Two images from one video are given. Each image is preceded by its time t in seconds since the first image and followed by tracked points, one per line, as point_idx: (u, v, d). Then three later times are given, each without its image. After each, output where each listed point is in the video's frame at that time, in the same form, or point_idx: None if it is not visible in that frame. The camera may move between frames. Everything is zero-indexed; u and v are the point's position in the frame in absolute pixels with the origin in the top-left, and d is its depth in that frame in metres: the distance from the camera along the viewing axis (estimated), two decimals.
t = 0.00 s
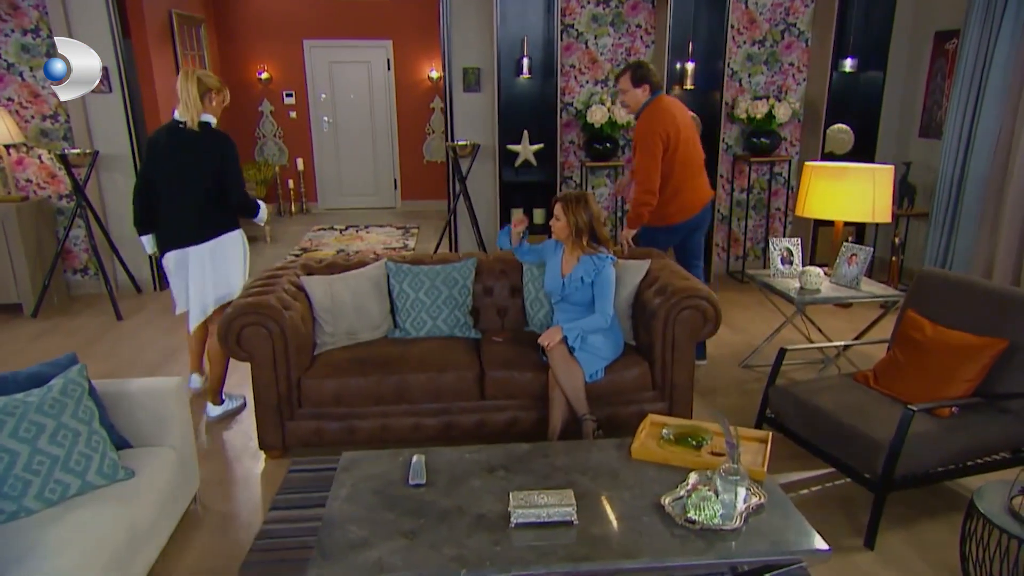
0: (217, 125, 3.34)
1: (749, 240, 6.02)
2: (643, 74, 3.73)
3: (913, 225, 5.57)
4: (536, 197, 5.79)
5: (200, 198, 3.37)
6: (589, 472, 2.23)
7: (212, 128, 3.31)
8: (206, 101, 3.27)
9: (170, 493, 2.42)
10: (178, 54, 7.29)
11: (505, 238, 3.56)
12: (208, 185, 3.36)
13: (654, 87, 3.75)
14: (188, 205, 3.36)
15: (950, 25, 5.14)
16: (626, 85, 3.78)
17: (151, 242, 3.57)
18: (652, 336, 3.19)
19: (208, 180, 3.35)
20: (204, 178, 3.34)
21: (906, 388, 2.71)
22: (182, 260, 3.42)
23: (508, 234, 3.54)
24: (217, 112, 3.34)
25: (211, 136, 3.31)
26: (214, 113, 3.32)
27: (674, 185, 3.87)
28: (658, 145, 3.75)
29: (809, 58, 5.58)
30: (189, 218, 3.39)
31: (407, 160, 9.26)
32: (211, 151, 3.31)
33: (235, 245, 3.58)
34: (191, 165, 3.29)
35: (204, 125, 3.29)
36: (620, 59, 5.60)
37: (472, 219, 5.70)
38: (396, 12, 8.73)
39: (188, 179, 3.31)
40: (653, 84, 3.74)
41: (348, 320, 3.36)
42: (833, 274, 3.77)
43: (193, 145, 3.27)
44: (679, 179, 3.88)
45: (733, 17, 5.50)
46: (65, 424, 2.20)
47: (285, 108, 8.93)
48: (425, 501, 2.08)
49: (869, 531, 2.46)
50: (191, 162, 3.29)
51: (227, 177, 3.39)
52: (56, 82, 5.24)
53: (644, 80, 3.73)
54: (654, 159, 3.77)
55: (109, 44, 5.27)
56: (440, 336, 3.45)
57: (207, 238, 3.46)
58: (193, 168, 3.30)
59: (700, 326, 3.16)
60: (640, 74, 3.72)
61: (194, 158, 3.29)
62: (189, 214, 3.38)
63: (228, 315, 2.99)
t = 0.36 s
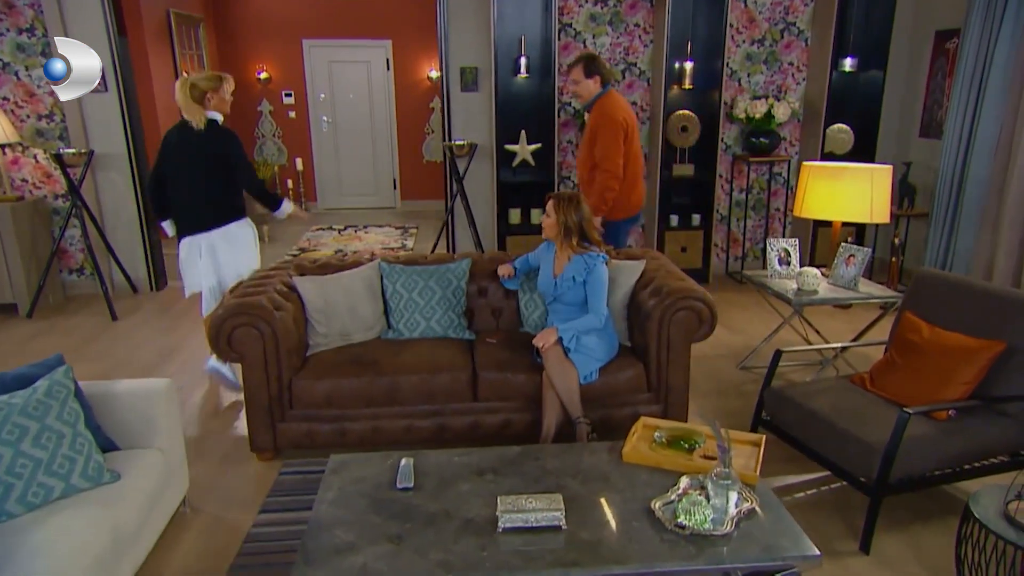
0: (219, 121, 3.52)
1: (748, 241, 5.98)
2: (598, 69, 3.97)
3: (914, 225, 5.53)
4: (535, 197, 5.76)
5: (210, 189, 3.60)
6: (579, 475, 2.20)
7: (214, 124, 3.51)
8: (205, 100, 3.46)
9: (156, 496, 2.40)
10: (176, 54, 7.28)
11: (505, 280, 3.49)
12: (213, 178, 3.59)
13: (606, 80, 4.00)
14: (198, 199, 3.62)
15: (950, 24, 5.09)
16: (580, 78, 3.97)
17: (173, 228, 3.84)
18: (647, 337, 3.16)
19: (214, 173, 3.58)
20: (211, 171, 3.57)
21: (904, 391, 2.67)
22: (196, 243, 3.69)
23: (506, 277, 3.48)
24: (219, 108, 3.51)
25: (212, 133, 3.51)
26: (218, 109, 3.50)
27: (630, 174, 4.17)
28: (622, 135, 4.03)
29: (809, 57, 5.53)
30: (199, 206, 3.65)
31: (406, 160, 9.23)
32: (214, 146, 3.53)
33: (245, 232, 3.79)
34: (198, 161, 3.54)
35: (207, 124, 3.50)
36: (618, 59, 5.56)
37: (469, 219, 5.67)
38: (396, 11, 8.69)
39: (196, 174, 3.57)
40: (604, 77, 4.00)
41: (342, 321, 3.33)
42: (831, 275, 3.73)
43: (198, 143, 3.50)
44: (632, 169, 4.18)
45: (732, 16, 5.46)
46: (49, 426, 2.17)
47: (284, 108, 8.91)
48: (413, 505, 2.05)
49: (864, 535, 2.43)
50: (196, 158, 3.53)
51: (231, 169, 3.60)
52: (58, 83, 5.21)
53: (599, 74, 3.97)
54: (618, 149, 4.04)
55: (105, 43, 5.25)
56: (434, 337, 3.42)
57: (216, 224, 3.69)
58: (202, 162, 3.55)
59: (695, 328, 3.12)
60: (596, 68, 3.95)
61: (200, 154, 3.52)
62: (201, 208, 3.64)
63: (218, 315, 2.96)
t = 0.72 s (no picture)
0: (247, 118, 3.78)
1: (749, 241, 5.93)
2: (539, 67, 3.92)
3: (916, 226, 5.48)
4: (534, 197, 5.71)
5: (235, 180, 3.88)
6: (571, 480, 2.15)
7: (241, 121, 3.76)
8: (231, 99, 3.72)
9: (142, 500, 2.36)
10: (175, 54, 7.25)
11: (502, 283, 3.44)
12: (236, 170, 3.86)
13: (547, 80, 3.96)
14: (222, 187, 3.88)
15: (953, 23, 5.04)
16: (521, 77, 3.95)
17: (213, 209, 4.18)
18: (643, 339, 3.11)
19: (236, 165, 3.84)
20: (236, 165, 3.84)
21: (904, 395, 2.62)
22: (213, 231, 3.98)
23: (503, 280, 3.42)
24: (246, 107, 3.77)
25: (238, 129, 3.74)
26: (243, 107, 3.75)
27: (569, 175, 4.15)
28: (562, 134, 4.02)
29: (810, 55, 5.47)
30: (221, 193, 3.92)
31: (406, 160, 9.19)
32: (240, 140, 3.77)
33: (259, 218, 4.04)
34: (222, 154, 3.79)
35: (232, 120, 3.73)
36: (618, 58, 5.52)
37: (467, 220, 5.62)
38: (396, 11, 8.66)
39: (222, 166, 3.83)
40: (546, 77, 3.97)
41: (335, 322, 3.30)
42: (831, 276, 3.68)
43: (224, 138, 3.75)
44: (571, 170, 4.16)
45: (733, 15, 5.40)
46: (32, 430, 2.14)
47: (284, 108, 8.88)
48: (401, 511, 2.01)
49: (863, 542, 2.38)
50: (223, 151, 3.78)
51: (253, 159, 3.86)
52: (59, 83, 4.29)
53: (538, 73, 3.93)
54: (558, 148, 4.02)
55: (101, 43, 5.23)
56: (429, 339, 3.37)
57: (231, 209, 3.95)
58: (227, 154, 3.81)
59: (692, 329, 3.08)
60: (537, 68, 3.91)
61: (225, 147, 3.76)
62: (224, 196, 3.91)
63: (208, 317, 2.92)
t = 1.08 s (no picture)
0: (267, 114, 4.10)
1: (752, 242, 5.87)
2: (486, 63, 4.01)
3: (922, 226, 5.41)
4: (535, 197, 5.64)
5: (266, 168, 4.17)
6: (566, 487, 2.11)
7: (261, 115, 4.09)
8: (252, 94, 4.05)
9: (130, 505, 2.33)
10: (175, 54, 7.23)
11: (499, 282, 3.40)
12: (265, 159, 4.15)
13: (492, 76, 4.03)
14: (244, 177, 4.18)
15: (959, 21, 4.98)
16: (467, 72, 4.03)
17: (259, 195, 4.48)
18: (642, 341, 3.07)
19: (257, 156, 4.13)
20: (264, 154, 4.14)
21: (907, 400, 2.57)
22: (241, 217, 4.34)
23: (500, 279, 3.38)
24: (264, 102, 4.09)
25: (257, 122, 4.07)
26: (261, 103, 4.06)
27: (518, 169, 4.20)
28: (510, 128, 4.06)
29: (814, 54, 5.41)
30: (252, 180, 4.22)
31: (408, 160, 9.15)
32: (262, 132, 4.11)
33: (269, 211, 4.29)
34: (249, 144, 4.11)
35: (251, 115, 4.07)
36: (619, 57, 5.47)
37: (467, 220, 5.57)
38: (397, 10, 8.62)
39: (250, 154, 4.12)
40: (490, 72, 4.04)
41: (331, 324, 3.25)
42: (833, 278, 3.62)
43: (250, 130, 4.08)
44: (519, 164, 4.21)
45: (736, 14, 5.34)
46: (17, 433, 2.11)
47: (286, 108, 8.86)
48: (391, 518, 1.97)
49: (865, 549, 2.33)
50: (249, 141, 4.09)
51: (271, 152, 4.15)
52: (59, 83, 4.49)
53: (484, 68, 4.01)
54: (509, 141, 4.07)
55: (100, 42, 5.20)
56: (425, 341, 3.33)
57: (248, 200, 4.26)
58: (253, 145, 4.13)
59: (692, 332, 3.03)
60: (483, 63, 4.00)
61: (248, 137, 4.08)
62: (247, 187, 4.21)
63: (201, 319, 2.88)
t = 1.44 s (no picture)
0: (268, 107, 4.21)
1: (758, 242, 5.81)
2: (434, 60, 4.10)
3: (930, 227, 5.33)
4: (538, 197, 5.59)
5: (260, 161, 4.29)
6: (564, 492, 2.06)
7: (260, 110, 4.19)
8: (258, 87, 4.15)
9: (121, 508, 2.29)
10: (179, 52, 7.21)
11: (499, 283, 3.36)
12: (263, 151, 4.27)
13: (441, 75, 4.10)
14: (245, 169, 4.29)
15: (969, 19, 4.91)
16: (416, 71, 4.11)
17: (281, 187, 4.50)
18: (644, 343, 3.01)
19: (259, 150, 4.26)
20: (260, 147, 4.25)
21: (914, 404, 2.51)
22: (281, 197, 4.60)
23: (501, 279, 3.33)
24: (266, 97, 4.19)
25: (255, 115, 4.17)
26: (262, 96, 4.17)
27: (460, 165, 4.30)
28: (451, 128, 4.15)
29: (821, 52, 5.34)
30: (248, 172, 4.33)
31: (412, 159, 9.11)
32: (262, 126, 4.22)
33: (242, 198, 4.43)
34: (249, 136, 4.21)
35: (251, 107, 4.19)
36: (624, 55, 5.41)
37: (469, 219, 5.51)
38: (402, 9, 8.58)
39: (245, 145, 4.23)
40: (439, 72, 4.10)
41: (329, 324, 3.21)
42: (839, 279, 3.55)
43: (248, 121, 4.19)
44: (463, 159, 4.31)
45: (742, 12, 5.28)
46: (5, 435, 2.08)
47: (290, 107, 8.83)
48: (384, 523, 1.92)
49: (871, 557, 2.27)
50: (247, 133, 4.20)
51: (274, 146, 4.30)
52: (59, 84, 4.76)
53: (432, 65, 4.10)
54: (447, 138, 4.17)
55: (101, 40, 5.18)
56: (424, 342, 3.28)
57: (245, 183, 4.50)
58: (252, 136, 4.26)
59: (695, 334, 2.98)
60: (430, 61, 4.07)
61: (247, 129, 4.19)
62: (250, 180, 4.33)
63: (196, 319, 2.84)
